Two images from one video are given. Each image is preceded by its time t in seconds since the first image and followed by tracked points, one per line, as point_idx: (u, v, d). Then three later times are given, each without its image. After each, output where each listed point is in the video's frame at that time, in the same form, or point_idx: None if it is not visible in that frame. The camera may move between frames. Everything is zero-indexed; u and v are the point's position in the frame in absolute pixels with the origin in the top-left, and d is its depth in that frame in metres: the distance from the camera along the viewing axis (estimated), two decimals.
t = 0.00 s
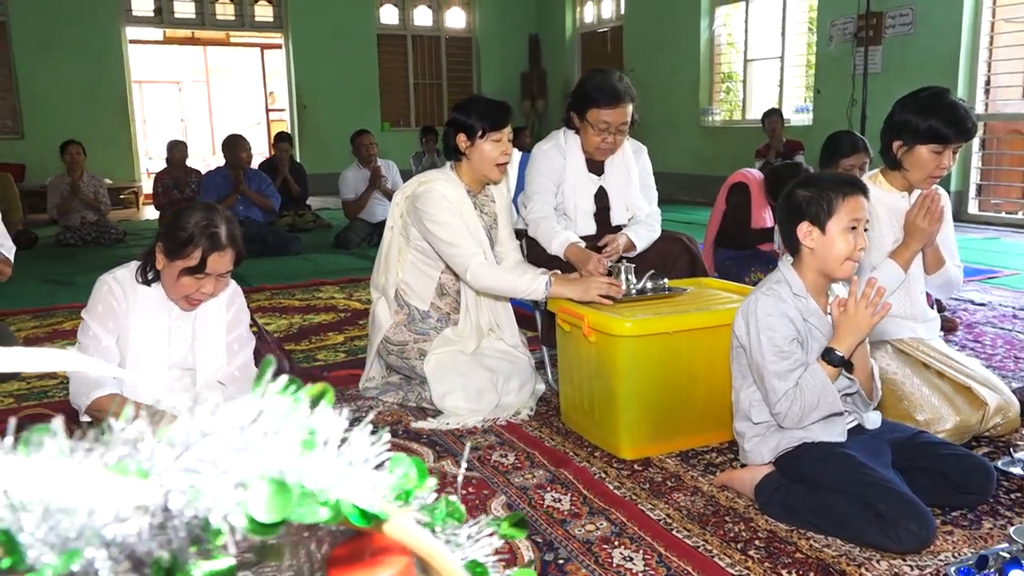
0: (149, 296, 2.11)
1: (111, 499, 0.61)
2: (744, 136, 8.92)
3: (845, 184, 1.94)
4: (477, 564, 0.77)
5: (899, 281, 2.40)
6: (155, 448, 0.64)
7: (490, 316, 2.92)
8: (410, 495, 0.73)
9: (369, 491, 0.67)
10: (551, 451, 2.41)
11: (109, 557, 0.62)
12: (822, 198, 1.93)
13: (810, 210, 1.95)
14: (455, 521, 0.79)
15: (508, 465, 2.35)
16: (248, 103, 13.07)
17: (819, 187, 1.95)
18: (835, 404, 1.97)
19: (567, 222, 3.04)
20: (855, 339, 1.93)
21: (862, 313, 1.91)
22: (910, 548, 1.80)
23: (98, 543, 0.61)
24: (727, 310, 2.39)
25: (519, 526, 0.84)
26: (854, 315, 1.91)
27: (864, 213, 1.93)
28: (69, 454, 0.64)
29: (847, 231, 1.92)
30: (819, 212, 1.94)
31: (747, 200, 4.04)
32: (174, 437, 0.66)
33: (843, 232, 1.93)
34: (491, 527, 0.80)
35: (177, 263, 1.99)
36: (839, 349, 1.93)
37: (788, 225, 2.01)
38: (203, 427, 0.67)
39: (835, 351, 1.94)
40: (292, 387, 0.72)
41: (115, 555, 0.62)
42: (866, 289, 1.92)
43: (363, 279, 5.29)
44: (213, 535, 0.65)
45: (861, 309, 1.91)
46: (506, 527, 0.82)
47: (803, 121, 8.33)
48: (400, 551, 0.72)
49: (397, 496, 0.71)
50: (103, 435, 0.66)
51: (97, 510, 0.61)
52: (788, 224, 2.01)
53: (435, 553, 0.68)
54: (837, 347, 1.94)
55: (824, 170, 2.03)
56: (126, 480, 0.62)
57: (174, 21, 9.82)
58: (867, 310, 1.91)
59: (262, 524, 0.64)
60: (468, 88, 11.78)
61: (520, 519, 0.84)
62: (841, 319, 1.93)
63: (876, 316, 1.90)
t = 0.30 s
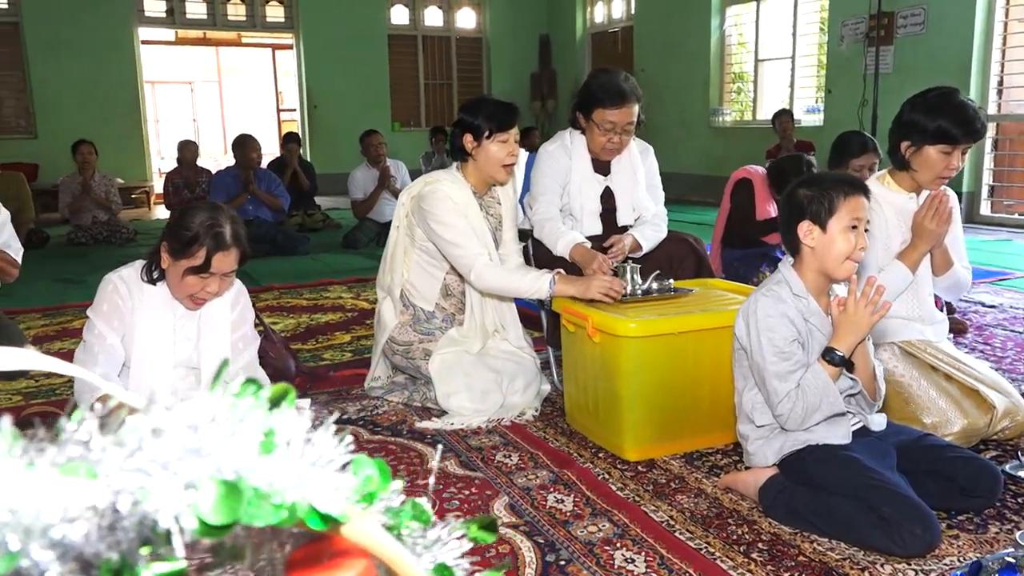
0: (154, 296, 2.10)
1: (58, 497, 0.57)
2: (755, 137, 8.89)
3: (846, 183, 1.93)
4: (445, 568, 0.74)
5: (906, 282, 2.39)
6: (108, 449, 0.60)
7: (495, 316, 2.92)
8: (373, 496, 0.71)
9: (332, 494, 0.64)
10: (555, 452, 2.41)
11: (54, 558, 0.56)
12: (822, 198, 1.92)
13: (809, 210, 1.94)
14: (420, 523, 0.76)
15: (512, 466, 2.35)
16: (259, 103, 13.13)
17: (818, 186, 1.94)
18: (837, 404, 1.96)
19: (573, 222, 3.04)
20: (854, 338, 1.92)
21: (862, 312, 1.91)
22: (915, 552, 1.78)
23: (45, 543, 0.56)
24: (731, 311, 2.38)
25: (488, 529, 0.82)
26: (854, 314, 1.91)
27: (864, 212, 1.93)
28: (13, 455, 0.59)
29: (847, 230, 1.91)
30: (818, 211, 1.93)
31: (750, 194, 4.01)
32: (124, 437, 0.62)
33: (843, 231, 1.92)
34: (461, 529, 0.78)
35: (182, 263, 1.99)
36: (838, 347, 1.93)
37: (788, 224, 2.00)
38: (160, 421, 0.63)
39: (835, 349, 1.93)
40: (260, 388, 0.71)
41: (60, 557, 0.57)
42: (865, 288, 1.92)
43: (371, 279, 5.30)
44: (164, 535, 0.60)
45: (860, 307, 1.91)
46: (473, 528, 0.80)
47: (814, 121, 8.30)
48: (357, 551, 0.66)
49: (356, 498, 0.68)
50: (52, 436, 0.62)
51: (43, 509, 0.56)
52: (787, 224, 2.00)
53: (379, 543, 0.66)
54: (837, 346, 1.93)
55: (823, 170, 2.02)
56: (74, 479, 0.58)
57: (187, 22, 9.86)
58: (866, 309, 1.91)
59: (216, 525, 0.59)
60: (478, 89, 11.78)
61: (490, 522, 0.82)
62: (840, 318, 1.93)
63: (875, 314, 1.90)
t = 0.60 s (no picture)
0: (159, 292, 2.11)
1: None
2: (767, 137, 8.85)
3: (848, 182, 1.92)
4: (403, 565, 0.71)
5: (912, 284, 2.37)
6: (40, 439, 0.59)
7: (498, 316, 2.91)
8: (328, 491, 0.67)
9: (286, 488, 0.63)
10: (558, 451, 2.41)
11: None
12: (825, 198, 1.91)
13: (811, 209, 1.93)
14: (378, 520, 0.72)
15: (515, 465, 2.35)
16: (272, 102, 13.17)
17: (820, 186, 1.93)
18: (840, 404, 1.94)
19: (578, 221, 3.03)
20: (858, 338, 1.90)
21: (865, 313, 1.89)
22: (917, 555, 1.77)
23: None
24: (735, 311, 2.37)
25: (449, 526, 0.77)
26: (857, 314, 1.89)
27: (868, 212, 1.91)
28: None
29: (849, 231, 1.90)
30: (821, 211, 1.91)
31: (755, 190, 3.99)
32: (54, 426, 0.60)
33: (846, 231, 1.90)
34: (420, 524, 0.74)
35: (186, 259, 1.99)
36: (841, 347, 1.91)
37: (789, 224, 1.99)
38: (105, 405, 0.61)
39: (838, 349, 1.91)
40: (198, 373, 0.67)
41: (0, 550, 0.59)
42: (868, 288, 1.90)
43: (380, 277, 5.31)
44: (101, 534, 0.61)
45: (862, 308, 1.89)
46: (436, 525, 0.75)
47: (826, 122, 8.25)
48: (306, 548, 0.67)
49: (310, 493, 0.66)
50: None
51: None
52: (789, 224, 1.99)
53: (326, 537, 0.65)
54: (840, 346, 1.92)
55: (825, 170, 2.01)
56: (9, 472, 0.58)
57: (200, 20, 9.91)
58: (869, 310, 1.90)
59: (152, 522, 0.59)
60: (490, 88, 11.78)
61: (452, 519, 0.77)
62: (843, 318, 1.91)
63: (879, 315, 1.88)
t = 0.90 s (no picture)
0: (163, 286, 2.12)
1: None
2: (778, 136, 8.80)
3: (858, 183, 1.90)
4: (357, 555, 0.69)
5: (919, 284, 2.35)
6: None
7: (500, 313, 2.91)
8: (281, 479, 0.66)
9: (235, 477, 0.62)
10: (559, 448, 2.41)
11: None
12: (836, 197, 1.89)
13: (820, 208, 1.91)
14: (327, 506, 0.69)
15: (516, 461, 2.35)
16: (284, 98, 13.19)
17: (829, 184, 1.91)
18: (844, 405, 1.93)
19: (583, 218, 3.03)
20: (864, 339, 1.88)
21: (872, 312, 1.87)
22: (917, 556, 1.76)
23: None
24: (740, 311, 2.36)
25: (408, 518, 0.74)
26: (865, 314, 1.88)
27: (877, 213, 1.90)
28: None
29: (858, 232, 1.88)
30: (830, 210, 1.90)
31: (764, 190, 4.00)
32: None
33: (857, 231, 1.89)
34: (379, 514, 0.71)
35: (189, 252, 2.01)
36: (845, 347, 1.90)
37: (796, 223, 1.97)
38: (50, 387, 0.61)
39: (843, 350, 1.90)
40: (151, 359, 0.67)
41: None
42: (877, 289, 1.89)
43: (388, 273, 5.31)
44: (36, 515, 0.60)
45: (870, 308, 1.88)
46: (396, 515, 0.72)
47: (838, 121, 8.19)
48: (255, 536, 0.64)
49: (261, 481, 0.65)
50: None
51: None
52: (797, 222, 1.97)
53: (273, 526, 0.63)
54: (846, 347, 1.90)
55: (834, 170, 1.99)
56: None
57: (213, 17, 9.94)
58: (877, 310, 1.88)
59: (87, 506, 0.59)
60: (501, 86, 11.77)
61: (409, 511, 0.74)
62: (849, 318, 1.90)
63: (886, 315, 1.86)
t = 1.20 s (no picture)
0: (164, 283, 2.12)
1: None
2: (786, 136, 8.76)
3: (879, 189, 1.88)
4: (309, 554, 0.68)
5: (922, 284, 2.34)
6: None
7: (503, 313, 2.90)
8: (227, 475, 0.66)
9: (176, 474, 0.62)
10: (560, 448, 2.40)
11: None
12: (857, 201, 1.86)
13: (840, 211, 1.88)
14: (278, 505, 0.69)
15: (517, 461, 2.34)
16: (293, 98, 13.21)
17: (850, 188, 1.88)
18: (850, 409, 1.92)
19: (584, 216, 3.03)
20: (873, 343, 1.87)
21: (884, 318, 1.86)
22: (918, 558, 1.74)
23: None
24: (743, 310, 2.35)
25: (362, 514, 0.75)
26: (876, 319, 1.86)
27: (896, 222, 1.87)
28: None
29: (874, 240, 1.86)
30: (849, 214, 1.87)
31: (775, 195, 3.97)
32: None
33: (875, 237, 1.87)
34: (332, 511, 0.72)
35: (189, 250, 2.01)
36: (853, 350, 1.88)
37: (812, 224, 1.95)
38: None
39: (852, 354, 1.88)
40: (95, 354, 0.67)
41: None
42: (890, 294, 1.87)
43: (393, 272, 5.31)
44: None
45: (883, 314, 1.86)
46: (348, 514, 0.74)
47: (847, 120, 8.13)
48: (199, 533, 0.64)
49: (207, 477, 0.65)
50: None
51: None
52: (813, 222, 1.95)
53: (218, 524, 0.63)
54: (854, 350, 1.88)
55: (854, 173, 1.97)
56: None
57: (222, 16, 9.97)
58: (889, 315, 1.86)
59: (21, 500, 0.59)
60: (510, 85, 11.76)
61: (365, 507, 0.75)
62: (860, 323, 1.88)
63: (898, 321, 1.85)
